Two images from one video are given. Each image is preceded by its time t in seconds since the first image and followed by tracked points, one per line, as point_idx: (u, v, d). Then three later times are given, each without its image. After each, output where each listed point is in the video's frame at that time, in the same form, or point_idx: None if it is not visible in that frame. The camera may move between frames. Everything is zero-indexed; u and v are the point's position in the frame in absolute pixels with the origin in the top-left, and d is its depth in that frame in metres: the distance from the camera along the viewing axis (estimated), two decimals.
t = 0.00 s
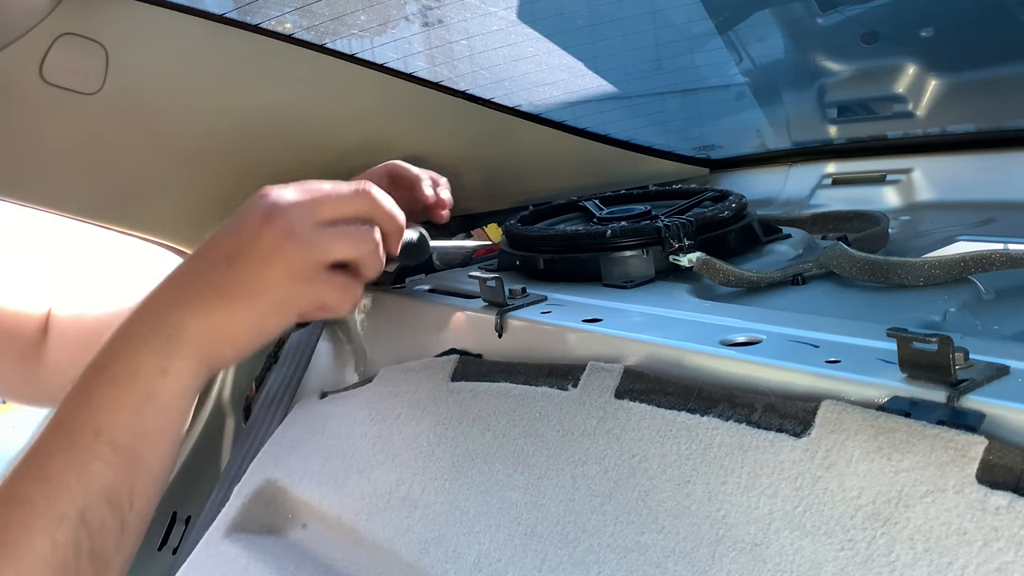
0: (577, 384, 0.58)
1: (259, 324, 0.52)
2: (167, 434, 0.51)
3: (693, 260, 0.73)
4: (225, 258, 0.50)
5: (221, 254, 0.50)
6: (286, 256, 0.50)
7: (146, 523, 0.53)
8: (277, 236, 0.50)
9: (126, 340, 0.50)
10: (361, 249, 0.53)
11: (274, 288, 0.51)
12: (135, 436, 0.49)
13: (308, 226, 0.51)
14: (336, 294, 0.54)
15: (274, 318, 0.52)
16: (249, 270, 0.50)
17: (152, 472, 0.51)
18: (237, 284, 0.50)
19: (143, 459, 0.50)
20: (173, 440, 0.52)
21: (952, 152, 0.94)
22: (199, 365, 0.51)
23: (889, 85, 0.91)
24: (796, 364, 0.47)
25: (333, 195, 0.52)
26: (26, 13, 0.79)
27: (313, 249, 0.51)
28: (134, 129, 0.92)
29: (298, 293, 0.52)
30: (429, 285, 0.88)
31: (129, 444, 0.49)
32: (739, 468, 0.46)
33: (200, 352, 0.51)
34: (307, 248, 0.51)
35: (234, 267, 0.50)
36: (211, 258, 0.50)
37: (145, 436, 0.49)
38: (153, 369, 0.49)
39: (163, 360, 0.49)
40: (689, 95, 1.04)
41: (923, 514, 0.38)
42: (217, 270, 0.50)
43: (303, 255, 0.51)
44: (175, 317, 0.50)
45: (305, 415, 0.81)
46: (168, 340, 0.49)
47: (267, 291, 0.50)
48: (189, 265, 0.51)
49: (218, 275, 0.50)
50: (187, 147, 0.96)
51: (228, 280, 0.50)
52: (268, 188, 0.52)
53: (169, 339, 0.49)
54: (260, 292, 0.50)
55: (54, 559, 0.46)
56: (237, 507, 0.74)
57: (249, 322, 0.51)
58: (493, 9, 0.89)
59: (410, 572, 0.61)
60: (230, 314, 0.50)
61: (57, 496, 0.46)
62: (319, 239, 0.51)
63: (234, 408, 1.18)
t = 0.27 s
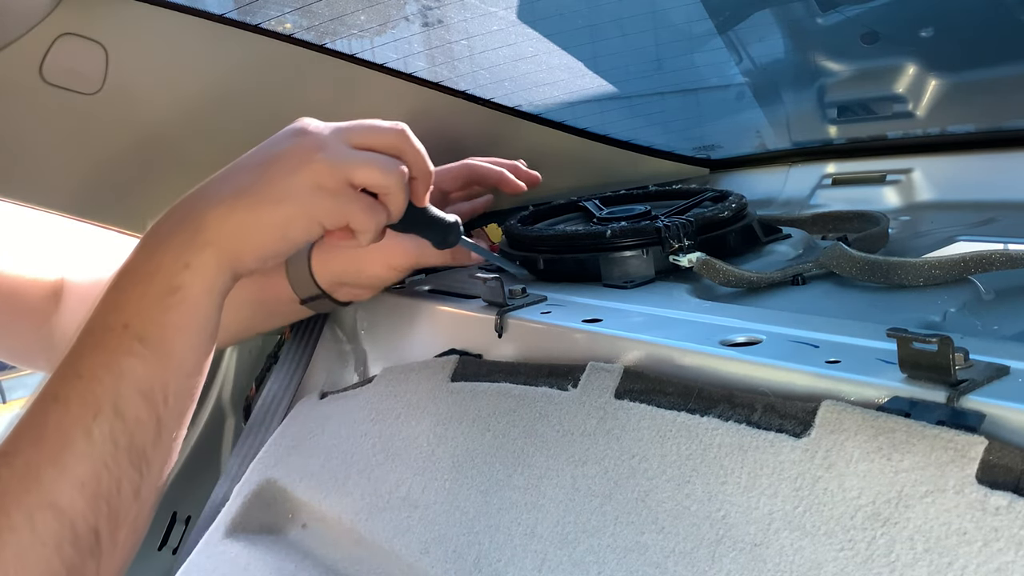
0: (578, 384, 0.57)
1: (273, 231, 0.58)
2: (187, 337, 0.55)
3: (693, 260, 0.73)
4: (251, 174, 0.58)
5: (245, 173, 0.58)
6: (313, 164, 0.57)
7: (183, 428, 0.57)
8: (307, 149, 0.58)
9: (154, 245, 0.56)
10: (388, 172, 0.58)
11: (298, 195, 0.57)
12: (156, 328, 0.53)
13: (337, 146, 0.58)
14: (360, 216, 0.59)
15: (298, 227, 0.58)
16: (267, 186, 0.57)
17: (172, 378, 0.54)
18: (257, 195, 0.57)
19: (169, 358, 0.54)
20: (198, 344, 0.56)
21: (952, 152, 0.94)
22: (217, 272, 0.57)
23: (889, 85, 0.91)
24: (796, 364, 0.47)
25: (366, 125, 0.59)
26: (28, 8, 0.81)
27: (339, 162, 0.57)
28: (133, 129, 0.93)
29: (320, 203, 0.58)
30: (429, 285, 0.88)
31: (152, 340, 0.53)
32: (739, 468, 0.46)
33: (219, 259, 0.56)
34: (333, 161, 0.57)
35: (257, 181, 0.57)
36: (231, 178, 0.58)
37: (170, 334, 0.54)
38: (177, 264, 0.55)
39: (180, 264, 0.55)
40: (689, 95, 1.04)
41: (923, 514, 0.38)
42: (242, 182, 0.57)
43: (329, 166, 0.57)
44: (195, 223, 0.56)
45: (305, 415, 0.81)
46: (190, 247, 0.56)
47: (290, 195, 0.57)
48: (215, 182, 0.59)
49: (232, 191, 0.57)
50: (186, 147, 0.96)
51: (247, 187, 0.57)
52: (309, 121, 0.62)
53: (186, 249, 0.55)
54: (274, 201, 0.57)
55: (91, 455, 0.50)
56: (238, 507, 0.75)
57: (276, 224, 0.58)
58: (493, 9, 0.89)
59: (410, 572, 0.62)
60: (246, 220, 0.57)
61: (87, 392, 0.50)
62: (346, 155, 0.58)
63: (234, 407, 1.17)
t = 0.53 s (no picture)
0: (577, 384, 0.57)
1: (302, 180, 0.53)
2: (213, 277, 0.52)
3: (693, 260, 0.73)
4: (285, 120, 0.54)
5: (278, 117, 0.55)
6: (347, 134, 0.52)
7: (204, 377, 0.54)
8: (346, 116, 0.53)
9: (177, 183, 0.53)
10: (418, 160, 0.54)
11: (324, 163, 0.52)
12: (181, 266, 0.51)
13: (375, 119, 0.54)
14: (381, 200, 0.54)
15: (318, 194, 0.53)
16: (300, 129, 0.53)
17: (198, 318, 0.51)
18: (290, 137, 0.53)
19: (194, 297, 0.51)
20: (220, 289, 0.53)
21: (952, 152, 0.94)
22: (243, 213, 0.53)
23: (889, 85, 0.91)
24: (796, 364, 0.47)
25: (405, 103, 0.56)
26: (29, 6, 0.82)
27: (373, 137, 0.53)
28: (133, 130, 0.93)
29: (347, 176, 0.52)
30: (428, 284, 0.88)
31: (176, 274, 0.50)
32: (739, 468, 0.46)
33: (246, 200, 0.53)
34: (369, 134, 0.53)
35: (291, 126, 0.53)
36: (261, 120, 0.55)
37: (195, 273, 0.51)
38: (201, 204, 0.52)
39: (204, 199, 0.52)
40: (689, 94, 1.04)
41: (923, 514, 0.38)
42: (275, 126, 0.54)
43: (363, 140, 0.53)
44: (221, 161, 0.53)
45: (304, 415, 0.81)
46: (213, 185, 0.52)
47: (317, 159, 0.52)
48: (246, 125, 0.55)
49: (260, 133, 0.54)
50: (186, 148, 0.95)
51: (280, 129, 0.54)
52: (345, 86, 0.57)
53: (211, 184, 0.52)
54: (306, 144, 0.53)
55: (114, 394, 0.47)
56: (238, 506, 0.75)
57: (299, 188, 0.52)
58: (493, 9, 0.89)
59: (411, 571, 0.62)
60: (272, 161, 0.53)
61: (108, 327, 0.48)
62: (382, 131, 0.53)
63: (233, 408, 1.17)
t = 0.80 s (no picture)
0: (577, 384, 0.57)
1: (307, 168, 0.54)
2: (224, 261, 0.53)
3: (693, 260, 0.73)
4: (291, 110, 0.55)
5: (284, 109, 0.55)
6: (360, 127, 0.54)
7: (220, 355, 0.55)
8: (356, 111, 0.55)
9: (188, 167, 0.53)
10: (420, 161, 0.57)
11: (335, 153, 0.54)
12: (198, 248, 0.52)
13: (385, 117, 0.56)
14: (380, 194, 0.56)
15: (327, 183, 0.54)
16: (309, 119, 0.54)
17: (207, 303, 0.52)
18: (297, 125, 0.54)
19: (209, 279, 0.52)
20: (235, 269, 0.54)
21: (952, 152, 0.94)
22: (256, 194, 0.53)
23: (889, 85, 0.91)
24: (796, 363, 0.47)
25: (417, 106, 0.59)
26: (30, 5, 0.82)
27: (382, 134, 0.55)
28: (135, 131, 0.92)
29: (355, 167, 0.54)
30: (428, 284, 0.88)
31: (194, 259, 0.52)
32: (739, 468, 0.46)
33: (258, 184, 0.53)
34: (379, 131, 0.55)
35: (298, 119, 0.54)
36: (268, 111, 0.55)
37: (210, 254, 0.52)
38: (213, 190, 0.52)
39: (220, 182, 0.53)
40: (689, 94, 1.04)
41: (923, 515, 0.38)
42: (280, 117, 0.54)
43: (374, 136, 0.55)
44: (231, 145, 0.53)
45: (305, 415, 0.81)
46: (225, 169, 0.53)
47: (327, 150, 0.54)
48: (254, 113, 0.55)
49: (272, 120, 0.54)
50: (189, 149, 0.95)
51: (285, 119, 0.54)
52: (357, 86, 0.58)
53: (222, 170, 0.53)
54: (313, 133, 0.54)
55: (133, 376, 0.48)
56: (238, 506, 0.75)
57: (307, 176, 0.54)
58: (493, 9, 0.89)
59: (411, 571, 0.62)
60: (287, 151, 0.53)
61: (120, 314, 0.49)
62: (391, 128, 0.56)
63: (234, 408, 1.17)
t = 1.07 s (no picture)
0: (577, 384, 0.57)
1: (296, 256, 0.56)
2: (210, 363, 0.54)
3: (693, 260, 0.73)
4: (284, 187, 0.58)
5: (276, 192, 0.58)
6: (351, 205, 0.57)
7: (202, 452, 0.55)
8: (346, 186, 0.57)
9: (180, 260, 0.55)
10: (402, 234, 0.61)
11: (326, 234, 0.57)
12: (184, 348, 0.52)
13: (374, 192, 0.59)
14: (366, 266, 0.61)
15: (319, 263, 0.57)
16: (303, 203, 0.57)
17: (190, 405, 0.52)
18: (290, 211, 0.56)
19: (194, 381, 0.53)
20: (221, 364, 0.54)
21: (952, 152, 0.94)
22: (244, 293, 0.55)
23: (889, 85, 0.91)
24: (796, 363, 0.47)
25: (403, 181, 0.61)
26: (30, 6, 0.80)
27: (371, 210, 0.58)
28: (136, 130, 0.92)
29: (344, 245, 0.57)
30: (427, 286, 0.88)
31: (182, 361, 0.52)
32: (739, 468, 0.46)
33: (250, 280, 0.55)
34: (368, 208, 0.58)
35: (293, 200, 0.57)
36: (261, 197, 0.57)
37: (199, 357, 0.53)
38: (203, 289, 0.54)
39: (212, 282, 0.54)
40: (689, 94, 1.04)
41: (923, 514, 0.38)
42: (274, 198, 0.57)
43: (363, 213, 0.58)
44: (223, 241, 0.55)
45: (305, 415, 0.81)
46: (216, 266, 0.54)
47: (320, 233, 0.56)
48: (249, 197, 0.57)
49: (266, 207, 0.56)
50: (188, 147, 0.96)
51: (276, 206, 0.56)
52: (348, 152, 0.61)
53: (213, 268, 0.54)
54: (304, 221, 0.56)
55: (112, 474, 0.49)
56: (238, 507, 0.75)
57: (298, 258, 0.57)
58: (493, 9, 0.89)
59: (411, 571, 0.62)
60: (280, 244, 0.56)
61: (100, 414, 0.49)
62: (378, 203, 0.59)
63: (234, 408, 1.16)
